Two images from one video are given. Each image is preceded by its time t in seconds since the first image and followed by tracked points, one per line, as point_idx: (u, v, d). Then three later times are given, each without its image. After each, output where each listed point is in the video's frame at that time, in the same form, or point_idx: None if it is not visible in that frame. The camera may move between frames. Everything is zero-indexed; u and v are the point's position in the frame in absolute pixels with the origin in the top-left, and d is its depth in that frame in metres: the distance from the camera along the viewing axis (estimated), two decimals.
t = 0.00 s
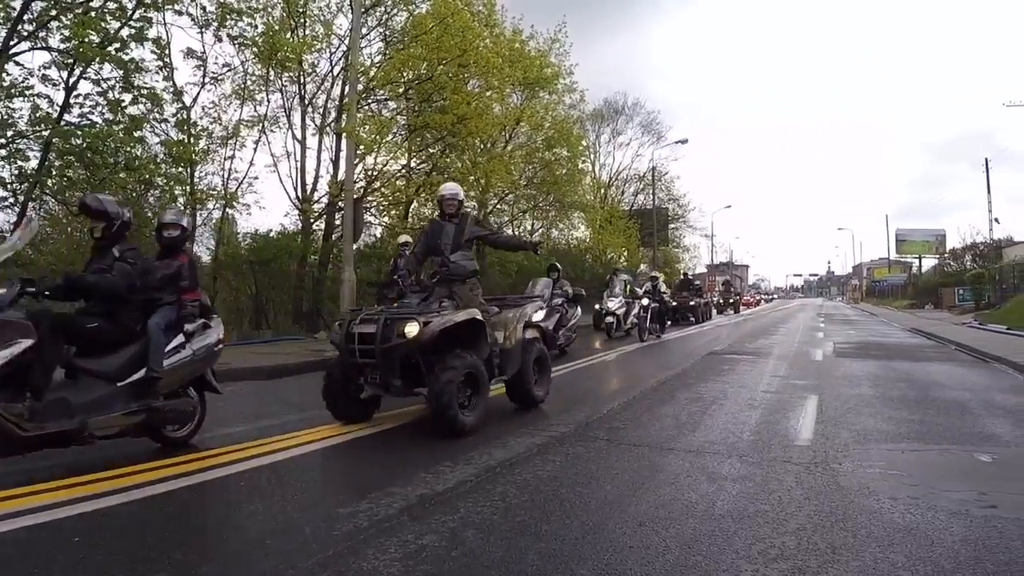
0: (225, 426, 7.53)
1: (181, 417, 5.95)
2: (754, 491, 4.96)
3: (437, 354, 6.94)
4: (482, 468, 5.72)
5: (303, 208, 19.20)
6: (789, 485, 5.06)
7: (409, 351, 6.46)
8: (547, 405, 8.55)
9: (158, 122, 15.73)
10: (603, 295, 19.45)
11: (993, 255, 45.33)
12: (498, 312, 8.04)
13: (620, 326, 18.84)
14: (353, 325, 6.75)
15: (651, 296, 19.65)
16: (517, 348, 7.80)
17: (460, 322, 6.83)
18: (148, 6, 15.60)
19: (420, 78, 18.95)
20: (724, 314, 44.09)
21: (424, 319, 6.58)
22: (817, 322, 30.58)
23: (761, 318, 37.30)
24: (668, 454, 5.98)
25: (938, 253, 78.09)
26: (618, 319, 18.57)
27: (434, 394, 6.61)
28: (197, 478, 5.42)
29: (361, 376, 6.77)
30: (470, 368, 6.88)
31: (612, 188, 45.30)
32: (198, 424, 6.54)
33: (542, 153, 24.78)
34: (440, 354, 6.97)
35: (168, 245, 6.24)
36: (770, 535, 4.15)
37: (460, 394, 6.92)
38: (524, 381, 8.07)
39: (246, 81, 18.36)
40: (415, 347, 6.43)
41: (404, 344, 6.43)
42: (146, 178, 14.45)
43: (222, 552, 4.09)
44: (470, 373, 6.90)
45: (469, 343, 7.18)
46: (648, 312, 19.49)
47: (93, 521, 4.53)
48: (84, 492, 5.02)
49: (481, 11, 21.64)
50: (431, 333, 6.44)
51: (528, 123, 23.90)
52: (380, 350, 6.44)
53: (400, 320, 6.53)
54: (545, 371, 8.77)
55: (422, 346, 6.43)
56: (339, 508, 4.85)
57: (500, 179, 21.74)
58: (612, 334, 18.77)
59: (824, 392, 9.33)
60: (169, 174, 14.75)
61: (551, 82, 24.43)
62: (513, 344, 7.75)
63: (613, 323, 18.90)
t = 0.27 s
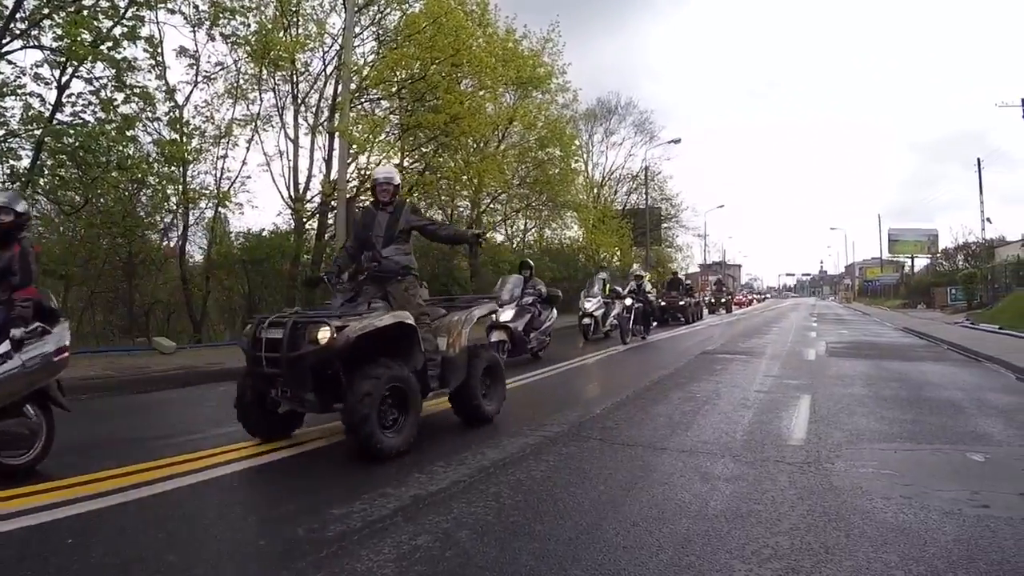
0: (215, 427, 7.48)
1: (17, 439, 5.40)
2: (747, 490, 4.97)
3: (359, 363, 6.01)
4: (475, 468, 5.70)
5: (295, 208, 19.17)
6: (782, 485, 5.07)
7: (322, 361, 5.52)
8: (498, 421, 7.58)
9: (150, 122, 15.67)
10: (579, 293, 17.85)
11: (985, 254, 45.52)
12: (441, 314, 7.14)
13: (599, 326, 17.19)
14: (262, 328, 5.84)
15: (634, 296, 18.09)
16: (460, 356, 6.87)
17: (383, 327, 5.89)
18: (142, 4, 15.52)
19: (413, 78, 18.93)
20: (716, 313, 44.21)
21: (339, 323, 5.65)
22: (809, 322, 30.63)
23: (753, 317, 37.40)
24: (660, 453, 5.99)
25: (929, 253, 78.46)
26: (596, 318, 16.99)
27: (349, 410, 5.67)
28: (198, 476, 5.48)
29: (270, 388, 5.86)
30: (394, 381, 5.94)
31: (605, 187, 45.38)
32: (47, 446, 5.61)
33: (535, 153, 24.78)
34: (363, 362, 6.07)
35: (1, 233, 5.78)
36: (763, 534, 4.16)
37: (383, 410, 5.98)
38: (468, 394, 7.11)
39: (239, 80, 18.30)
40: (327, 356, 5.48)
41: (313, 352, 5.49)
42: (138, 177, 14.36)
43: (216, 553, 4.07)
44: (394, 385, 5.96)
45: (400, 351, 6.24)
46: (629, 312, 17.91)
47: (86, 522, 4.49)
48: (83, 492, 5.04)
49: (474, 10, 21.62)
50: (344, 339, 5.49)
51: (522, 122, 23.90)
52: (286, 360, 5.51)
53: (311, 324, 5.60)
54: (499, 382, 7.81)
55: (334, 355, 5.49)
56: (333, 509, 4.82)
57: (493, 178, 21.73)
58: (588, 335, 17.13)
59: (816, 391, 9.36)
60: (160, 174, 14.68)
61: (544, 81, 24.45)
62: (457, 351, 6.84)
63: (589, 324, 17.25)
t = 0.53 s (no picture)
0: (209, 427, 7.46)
1: None
2: (744, 491, 4.98)
3: (265, 375, 5.10)
4: (472, 468, 5.70)
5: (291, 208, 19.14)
6: (779, 486, 5.08)
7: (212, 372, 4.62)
8: (470, 431, 7.07)
9: (146, 122, 15.62)
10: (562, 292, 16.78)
11: (980, 255, 45.60)
12: (376, 318, 6.21)
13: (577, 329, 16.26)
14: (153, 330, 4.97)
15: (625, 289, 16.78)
16: (394, 368, 5.91)
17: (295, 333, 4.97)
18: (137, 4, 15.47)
19: (409, 78, 18.92)
20: (712, 314, 44.26)
21: (237, 327, 4.73)
22: (805, 323, 30.62)
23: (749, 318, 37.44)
24: (657, 454, 5.99)
25: (924, 255, 78.66)
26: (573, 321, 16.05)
27: (242, 432, 4.75)
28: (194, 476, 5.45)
29: (162, 401, 5.00)
30: (298, 398, 5.00)
31: (601, 188, 45.42)
32: None
33: (531, 154, 24.78)
34: (274, 372, 5.18)
35: None
36: (759, 535, 4.16)
37: (287, 432, 5.05)
38: (405, 410, 6.17)
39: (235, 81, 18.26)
40: (217, 366, 4.58)
41: (201, 361, 4.60)
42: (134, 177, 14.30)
43: (213, 554, 4.06)
44: (303, 403, 5.04)
45: (317, 363, 5.32)
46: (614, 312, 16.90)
47: (82, 524, 4.47)
48: (77, 493, 5.04)
49: (470, 11, 21.61)
50: (236, 348, 4.57)
51: (518, 123, 23.90)
52: (171, 369, 4.65)
53: (203, 328, 4.70)
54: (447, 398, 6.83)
55: (223, 365, 4.58)
56: (329, 510, 4.81)
57: (489, 179, 21.72)
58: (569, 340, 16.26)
59: (812, 392, 9.37)
60: (156, 174, 14.62)
61: (540, 82, 24.45)
62: (392, 361, 5.89)
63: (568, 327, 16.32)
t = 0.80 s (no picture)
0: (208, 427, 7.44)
1: None
2: (744, 491, 4.98)
3: (140, 388, 4.29)
4: (471, 469, 5.70)
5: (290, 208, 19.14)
6: (779, 485, 5.08)
7: (58, 384, 3.82)
8: (468, 432, 7.05)
9: (145, 121, 15.60)
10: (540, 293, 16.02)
11: (979, 255, 45.59)
12: (289, 325, 5.33)
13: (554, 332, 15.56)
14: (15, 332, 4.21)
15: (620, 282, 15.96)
16: (307, 382, 5.07)
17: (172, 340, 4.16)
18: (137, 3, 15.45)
19: (408, 78, 18.92)
20: (711, 314, 44.28)
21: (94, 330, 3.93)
22: (805, 322, 30.63)
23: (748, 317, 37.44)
24: (657, 454, 5.99)
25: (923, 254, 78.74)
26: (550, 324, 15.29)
27: (92, 456, 3.94)
28: (95, 501, 4.73)
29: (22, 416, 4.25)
30: (170, 420, 4.15)
31: (600, 188, 45.45)
32: None
33: (530, 153, 24.78)
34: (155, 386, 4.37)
35: None
36: (760, 535, 4.16)
37: (148, 460, 4.15)
38: (323, 433, 5.30)
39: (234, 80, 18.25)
40: (62, 376, 3.78)
41: (46, 370, 3.81)
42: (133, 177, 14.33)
43: (212, 555, 4.05)
44: (175, 427, 4.18)
45: (206, 374, 4.44)
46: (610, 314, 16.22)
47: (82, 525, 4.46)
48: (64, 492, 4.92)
49: (469, 10, 21.61)
50: (87, 355, 3.77)
51: (517, 122, 23.90)
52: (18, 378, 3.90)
53: (54, 331, 3.91)
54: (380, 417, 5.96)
55: (72, 375, 3.80)
56: (329, 511, 4.80)
57: (488, 178, 21.72)
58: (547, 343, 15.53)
59: (812, 392, 9.38)
60: (154, 174, 14.60)
61: (540, 82, 24.47)
62: (304, 376, 5.04)
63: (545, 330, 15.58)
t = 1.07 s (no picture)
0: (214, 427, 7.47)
1: None
2: (747, 491, 4.99)
3: None
4: (475, 470, 5.71)
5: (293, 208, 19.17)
6: (782, 486, 5.09)
7: None
8: (471, 432, 7.04)
9: (148, 122, 15.62)
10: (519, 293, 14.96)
11: (981, 255, 45.47)
12: (162, 333, 4.63)
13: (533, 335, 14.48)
14: None
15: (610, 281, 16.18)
16: (172, 404, 4.36)
17: None
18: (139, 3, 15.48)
19: (411, 77, 18.93)
20: (713, 313, 44.23)
21: None
22: (808, 322, 30.54)
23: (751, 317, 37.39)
24: (660, 455, 6.00)
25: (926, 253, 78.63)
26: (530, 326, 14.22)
27: None
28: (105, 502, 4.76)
29: None
30: None
31: (602, 187, 45.46)
32: None
33: (532, 153, 24.77)
34: None
35: None
36: (763, 535, 4.17)
37: None
38: (192, 461, 4.50)
39: (236, 80, 18.27)
40: None
41: None
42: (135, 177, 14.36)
43: (217, 555, 4.07)
44: None
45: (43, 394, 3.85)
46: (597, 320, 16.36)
47: (88, 526, 4.49)
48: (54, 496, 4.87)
49: (472, 10, 21.61)
50: None
51: (520, 122, 23.89)
52: None
53: None
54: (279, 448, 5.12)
55: None
56: (334, 512, 4.82)
57: (491, 178, 21.72)
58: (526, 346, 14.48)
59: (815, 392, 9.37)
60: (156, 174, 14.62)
61: (542, 82, 24.48)
62: (168, 396, 4.33)
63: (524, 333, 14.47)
